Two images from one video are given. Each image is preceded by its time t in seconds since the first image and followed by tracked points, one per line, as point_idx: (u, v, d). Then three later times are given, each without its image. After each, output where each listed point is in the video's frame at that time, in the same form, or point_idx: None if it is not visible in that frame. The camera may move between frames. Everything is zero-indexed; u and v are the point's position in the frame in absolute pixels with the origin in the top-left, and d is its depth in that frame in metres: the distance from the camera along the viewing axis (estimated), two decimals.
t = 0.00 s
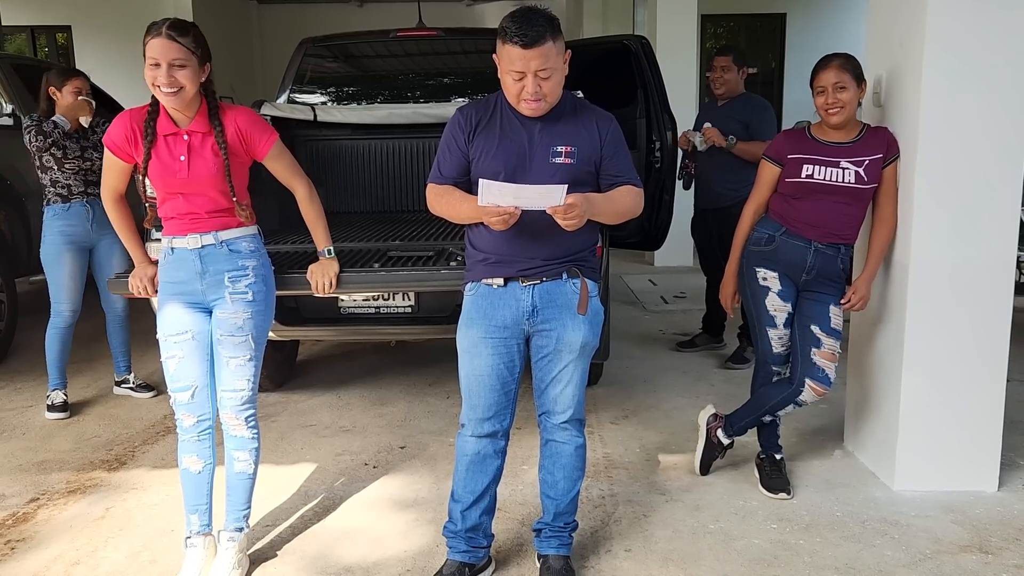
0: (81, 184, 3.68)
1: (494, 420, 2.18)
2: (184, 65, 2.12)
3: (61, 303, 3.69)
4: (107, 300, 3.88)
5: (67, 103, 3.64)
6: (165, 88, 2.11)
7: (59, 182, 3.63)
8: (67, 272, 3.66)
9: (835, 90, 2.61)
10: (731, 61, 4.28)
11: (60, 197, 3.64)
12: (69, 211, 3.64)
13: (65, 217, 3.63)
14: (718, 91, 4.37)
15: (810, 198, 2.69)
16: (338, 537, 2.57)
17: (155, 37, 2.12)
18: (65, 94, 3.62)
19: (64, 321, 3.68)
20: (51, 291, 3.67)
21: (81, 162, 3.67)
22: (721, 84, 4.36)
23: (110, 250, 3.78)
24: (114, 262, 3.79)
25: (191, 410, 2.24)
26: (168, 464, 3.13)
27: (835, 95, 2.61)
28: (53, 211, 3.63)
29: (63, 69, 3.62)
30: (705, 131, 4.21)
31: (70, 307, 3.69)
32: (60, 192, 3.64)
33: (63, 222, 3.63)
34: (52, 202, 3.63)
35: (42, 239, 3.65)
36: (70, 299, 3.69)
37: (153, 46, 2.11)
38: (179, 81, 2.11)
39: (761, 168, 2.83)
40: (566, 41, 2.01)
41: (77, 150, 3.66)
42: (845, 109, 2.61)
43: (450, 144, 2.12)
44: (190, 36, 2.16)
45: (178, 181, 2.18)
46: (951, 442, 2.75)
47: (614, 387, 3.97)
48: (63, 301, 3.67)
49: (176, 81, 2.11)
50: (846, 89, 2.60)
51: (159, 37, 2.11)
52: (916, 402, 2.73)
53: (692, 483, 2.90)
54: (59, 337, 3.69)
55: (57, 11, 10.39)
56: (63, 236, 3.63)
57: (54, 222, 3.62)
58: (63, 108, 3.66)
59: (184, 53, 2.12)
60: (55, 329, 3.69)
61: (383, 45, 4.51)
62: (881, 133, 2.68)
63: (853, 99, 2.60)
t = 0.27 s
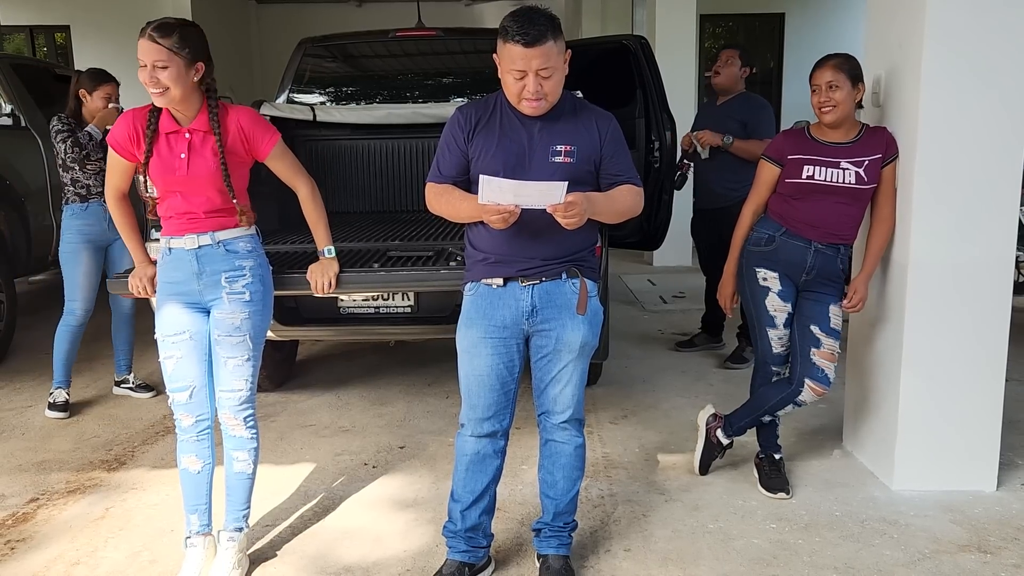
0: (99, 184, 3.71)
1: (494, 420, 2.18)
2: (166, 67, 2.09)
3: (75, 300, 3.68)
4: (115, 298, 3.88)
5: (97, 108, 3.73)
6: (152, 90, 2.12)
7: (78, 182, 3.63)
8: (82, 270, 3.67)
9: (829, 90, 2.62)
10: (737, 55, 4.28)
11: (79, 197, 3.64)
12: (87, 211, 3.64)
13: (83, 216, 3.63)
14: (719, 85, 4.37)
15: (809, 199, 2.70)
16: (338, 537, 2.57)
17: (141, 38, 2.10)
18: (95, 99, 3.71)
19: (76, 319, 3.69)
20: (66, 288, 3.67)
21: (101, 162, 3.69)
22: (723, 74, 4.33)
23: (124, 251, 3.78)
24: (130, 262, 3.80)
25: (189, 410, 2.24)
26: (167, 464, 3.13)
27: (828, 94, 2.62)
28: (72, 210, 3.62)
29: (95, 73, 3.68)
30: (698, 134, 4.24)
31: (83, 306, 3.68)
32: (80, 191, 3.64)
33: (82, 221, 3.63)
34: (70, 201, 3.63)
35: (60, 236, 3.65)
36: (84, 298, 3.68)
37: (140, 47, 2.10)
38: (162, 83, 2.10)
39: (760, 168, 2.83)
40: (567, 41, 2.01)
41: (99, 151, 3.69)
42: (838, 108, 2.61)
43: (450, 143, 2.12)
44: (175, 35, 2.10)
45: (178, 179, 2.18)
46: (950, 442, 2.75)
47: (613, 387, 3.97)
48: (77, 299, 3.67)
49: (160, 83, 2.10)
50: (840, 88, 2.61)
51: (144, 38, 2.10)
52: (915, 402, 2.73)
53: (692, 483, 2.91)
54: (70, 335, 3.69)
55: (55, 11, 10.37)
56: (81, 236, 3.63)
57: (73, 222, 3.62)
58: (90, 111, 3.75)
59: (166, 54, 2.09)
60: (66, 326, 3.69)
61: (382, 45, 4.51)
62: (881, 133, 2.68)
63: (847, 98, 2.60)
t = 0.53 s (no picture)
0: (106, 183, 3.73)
1: (493, 420, 2.18)
2: (216, 66, 2.18)
3: (80, 298, 3.68)
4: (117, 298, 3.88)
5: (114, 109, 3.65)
6: (202, 89, 2.15)
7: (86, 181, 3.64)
8: (88, 267, 3.67)
9: (825, 89, 2.63)
10: (736, 55, 4.28)
11: (86, 194, 3.65)
12: (93, 208, 3.64)
13: (89, 214, 3.64)
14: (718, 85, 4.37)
15: (808, 199, 2.70)
16: (338, 537, 2.57)
17: (185, 41, 2.13)
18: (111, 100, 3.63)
19: (81, 316, 3.68)
20: (72, 286, 3.67)
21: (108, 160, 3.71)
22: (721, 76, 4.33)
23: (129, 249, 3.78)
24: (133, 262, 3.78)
25: (189, 410, 2.24)
26: (167, 465, 3.12)
27: (823, 93, 2.63)
28: (79, 207, 3.64)
29: (114, 74, 3.58)
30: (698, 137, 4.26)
31: (88, 303, 3.68)
32: (88, 190, 3.64)
33: (88, 219, 3.64)
34: (77, 198, 3.64)
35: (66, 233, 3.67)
36: (88, 296, 3.68)
37: (185, 48, 2.13)
38: (214, 82, 2.17)
39: (758, 169, 2.82)
40: (566, 41, 2.01)
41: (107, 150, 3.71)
42: (833, 107, 2.62)
43: (449, 143, 2.12)
44: (207, 38, 2.21)
45: (180, 176, 2.17)
46: (949, 442, 2.76)
47: (612, 386, 3.97)
48: (82, 296, 3.67)
49: (211, 82, 2.16)
50: (834, 87, 2.61)
51: (189, 40, 2.13)
52: (914, 401, 2.73)
53: (691, 483, 2.91)
54: (75, 332, 3.68)
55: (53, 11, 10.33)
56: (87, 233, 3.64)
57: (80, 219, 3.63)
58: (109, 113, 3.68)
59: (211, 56, 2.18)
60: (72, 324, 3.68)
61: (381, 45, 4.50)
62: (880, 133, 2.68)
63: (842, 98, 2.61)
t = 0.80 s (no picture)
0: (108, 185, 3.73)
1: (492, 421, 2.18)
2: (219, 70, 2.17)
3: (81, 298, 3.68)
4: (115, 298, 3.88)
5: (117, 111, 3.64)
6: (201, 92, 2.14)
7: (89, 181, 3.65)
8: (90, 269, 3.67)
9: (822, 90, 2.63)
10: (727, 58, 4.29)
11: (90, 195, 3.65)
12: (96, 210, 3.64)
13: (92, 216, 3.63)
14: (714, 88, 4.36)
15: (807, 199, 2.70)
16: (337, 537, 2.57)
17: (188, 43, 2.13)
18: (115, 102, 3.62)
19: (83, 317, 3.68)
20: (74, 286, 3.67)
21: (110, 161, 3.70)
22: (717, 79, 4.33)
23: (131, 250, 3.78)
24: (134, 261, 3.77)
25: (188, 411, 2.24)
26: (165, 465, 3.12)
27: (821, 94, 2.63)
28: (83, 208, 3.63)
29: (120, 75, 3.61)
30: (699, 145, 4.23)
31: (89, 303, 3.68)
32: (92, 191, 3.65)
33: (91, 221, 3.63)
34: (81, 200, 3.65)
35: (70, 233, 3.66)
36: (90, 296, 3.68)
37: (188, 51, 2.12)
38: (214, 86, 2.16)
39: (756, 169, 2.82)
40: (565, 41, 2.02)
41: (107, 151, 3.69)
42: (830, 108, 2.62)
43: (448, 143, 2.12)
44: (214, 40, 2.20)
45: (184, 175, 2.18)
46: (947, 442, 2.76)
47: (612, 387, 3.97)
48: (83, 296, 3.67)
49: (211, 86, 2.16)
50: (832, 88, 2.61)
51: (192, 42, 2.13)
52: (913, 402, 2.74)
53: (690, 483, 2.91)
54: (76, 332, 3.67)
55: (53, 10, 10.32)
56: (90, 234, 3.63)
57: (83, 220, 3.63)
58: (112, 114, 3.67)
59: (214, 59, 2.16)
60: (73, 324, 3.68)
61: (380, 45, 4.50)
62: (878, 133, 2.68)
63: (839, 98, 2.61)
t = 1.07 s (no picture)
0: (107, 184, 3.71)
1: (490, 421, 2.18)
2: (214, 73, 2.14)
3: (84, 299, 3.68)
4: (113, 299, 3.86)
5: (110, 110, 3.61)
6: (195, 95, 2.13)
7: (87, 181, 3.66)
8: (91, 266, 3.67)
9: (818, 90, 2.63)
10: (721, 58, 4.29)
11: (86, 195, 3.65)
12: (94, 210, 3.63)
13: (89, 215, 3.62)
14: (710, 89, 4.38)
15: (806, 200, 2.70)
16: (335, 538, 2.57)
17: (184, 45, 2.12)
18: (107, 100, 3.59)
19: (87, 317, 3.67)
20: (75, 287, 3.67)
21: (105, 159, 3.68)
22: (713, 81, 4.34)
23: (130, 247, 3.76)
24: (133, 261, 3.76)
25: (187, 412, 2.23)
26: (164, 465, 3.12)
27: (817, 95, 2.63)
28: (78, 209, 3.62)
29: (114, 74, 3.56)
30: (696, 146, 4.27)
31: (92, 304, 3.67)
32: (87, 190, 3.65)
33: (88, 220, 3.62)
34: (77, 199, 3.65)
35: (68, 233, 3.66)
36: (92, 296, 3.67)
37: (184, 53, 2.12)
38: (209, 89, 2.14)
39: (756, 169, 2.82)
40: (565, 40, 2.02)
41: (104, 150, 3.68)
42: (827, 109, 2.62)
43: (446, 144, 2.12)
44: (216, 41, 2.16)
45: (188, 174, 2.18)
46: (947, 442, 2.75)
47: (611, 387, 3.96)
48: (86, 298, 3.67)
49: (206, 89, 2.14)
50: (828, 88, 2.61)
51: (189, 44, 2.12)
52: (913, 402, 2.73)
53: (689, 483, 2.91)
54: (80, 332, 3.66)
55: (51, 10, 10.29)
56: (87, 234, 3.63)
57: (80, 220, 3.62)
58: (105, 113, 3.64)
59: (210, 62, 2.13)
60: (77, 325, 3.66)
61: (379, 45, 4.51)
62: (877, 133, 2.68)
63: (836, 99, 2.60)
